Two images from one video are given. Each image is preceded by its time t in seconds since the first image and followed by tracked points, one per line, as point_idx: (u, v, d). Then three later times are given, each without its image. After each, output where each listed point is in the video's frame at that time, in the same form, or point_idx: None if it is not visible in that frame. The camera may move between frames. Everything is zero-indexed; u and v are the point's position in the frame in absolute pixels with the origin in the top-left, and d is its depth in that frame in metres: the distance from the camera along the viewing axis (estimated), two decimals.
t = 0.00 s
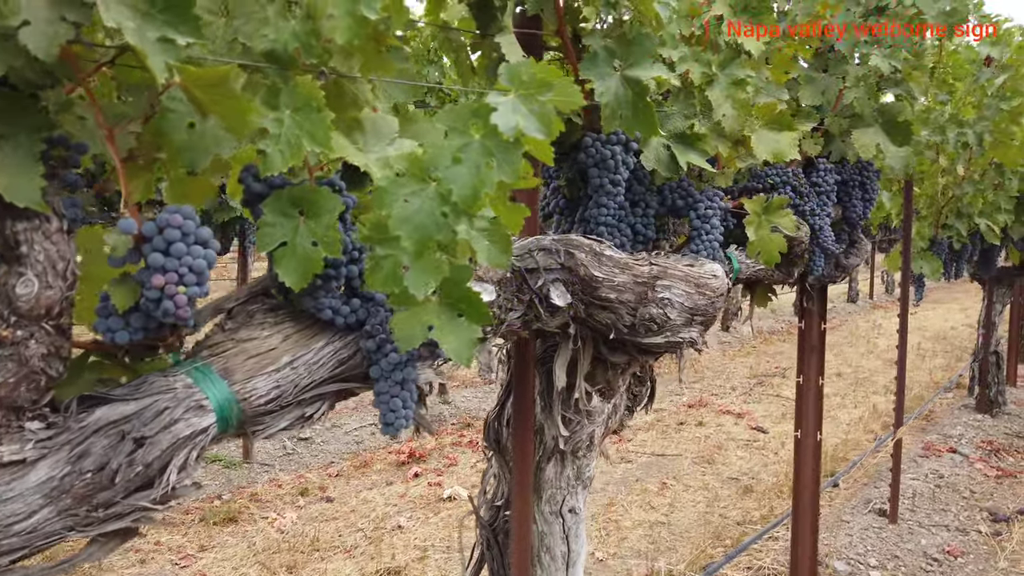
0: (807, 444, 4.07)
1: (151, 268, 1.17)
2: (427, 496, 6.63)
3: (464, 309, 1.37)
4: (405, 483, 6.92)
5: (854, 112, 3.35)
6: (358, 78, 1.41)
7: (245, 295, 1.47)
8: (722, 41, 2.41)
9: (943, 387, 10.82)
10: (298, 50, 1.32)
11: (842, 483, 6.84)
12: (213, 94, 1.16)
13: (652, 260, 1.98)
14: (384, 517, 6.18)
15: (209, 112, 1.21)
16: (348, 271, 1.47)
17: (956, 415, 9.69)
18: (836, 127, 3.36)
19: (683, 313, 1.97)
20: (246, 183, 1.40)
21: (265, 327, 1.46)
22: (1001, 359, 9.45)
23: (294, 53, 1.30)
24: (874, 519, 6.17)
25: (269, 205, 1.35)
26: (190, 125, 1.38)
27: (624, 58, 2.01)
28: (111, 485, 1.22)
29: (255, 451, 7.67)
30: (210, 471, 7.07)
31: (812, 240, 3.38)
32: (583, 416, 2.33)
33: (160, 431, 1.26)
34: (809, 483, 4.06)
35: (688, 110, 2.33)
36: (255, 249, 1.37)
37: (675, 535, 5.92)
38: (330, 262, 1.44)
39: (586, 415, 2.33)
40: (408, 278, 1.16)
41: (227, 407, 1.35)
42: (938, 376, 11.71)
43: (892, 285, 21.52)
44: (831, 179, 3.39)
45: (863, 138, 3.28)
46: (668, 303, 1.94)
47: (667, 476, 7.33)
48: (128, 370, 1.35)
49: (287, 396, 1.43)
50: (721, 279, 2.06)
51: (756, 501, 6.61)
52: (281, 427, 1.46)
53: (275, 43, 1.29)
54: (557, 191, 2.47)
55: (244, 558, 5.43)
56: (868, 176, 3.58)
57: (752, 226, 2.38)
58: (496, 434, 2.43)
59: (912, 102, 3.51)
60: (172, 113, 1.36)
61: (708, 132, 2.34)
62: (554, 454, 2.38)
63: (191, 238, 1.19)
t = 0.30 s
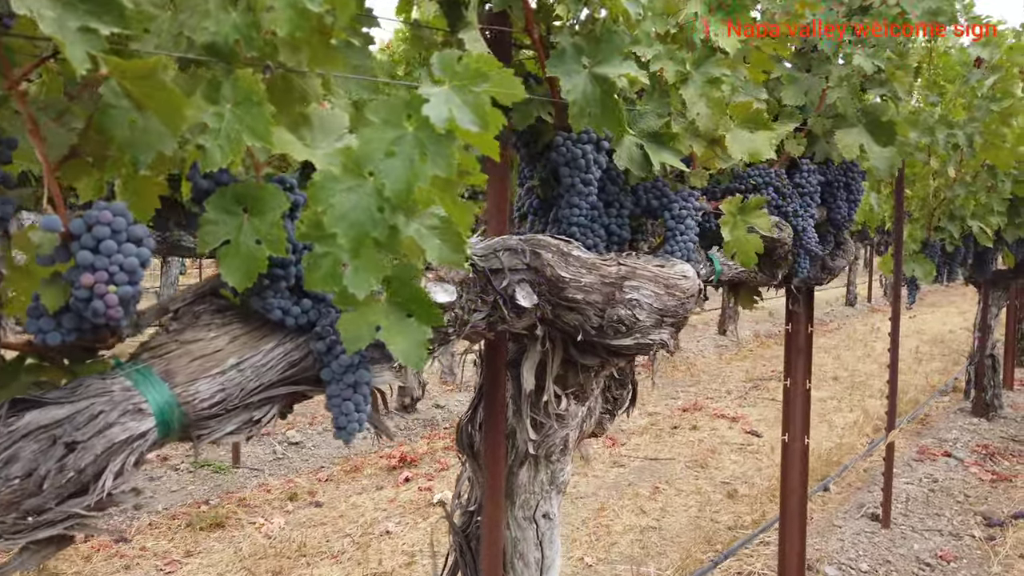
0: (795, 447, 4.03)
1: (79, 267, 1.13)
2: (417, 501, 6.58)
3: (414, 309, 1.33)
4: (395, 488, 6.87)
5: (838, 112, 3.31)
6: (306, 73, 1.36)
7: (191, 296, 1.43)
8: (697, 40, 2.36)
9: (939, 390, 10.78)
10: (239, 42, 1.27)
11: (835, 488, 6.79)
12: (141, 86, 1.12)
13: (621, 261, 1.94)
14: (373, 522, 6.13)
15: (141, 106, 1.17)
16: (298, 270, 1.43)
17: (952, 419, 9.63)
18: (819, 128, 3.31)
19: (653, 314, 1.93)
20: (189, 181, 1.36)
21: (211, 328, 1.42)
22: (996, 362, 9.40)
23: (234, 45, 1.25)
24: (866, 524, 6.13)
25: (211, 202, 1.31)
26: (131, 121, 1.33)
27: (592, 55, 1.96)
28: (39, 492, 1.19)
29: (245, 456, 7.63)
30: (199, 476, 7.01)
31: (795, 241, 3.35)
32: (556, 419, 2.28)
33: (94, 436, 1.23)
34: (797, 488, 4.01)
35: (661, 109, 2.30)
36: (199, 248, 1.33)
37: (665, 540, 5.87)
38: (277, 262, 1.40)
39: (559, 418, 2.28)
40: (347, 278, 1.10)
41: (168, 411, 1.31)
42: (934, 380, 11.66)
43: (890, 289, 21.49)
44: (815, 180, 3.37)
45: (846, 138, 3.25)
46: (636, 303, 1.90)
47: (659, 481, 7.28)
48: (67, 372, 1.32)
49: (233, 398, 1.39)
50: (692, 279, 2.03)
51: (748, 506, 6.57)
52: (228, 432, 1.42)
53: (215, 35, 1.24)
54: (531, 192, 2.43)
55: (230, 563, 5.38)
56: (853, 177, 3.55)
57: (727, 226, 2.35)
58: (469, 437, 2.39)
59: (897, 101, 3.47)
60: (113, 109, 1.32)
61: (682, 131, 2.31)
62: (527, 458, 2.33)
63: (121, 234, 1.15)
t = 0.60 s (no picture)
0: (787, 438, 3.98)
1: (17, 227, 1.09)
2: (409, 496, 6.53)
3: (374, 275, 1.28)
4: (388, 483, 6.82)
5: (829, 96, 3.28)
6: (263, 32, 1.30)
7: (146, 265, 1.38)
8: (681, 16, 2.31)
9: (936, 386, 10.73)
10: None
11: (830, 482, 6.74)
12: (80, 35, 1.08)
13: (599, 236, 1.90)
14: (365, 517, 6.08)
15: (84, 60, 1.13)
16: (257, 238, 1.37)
17: (950, 415, 9.58)
18: (810, 112, 3.29)
19: (631, 291, 1.88)
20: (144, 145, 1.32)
21: (166, 298, 1.37)
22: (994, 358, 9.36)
23: None
24: (861, 518, 6.08)
25: (163, 165, 1.27)
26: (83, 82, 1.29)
27: (570, 27, 1.89)
28: None
29: (237, 451, 7.58)
30: (191, 470, 6.96)
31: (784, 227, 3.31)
32: (536, 402, 2.24)
33: (37, 405, 1.19)
34: (789, 479, 3.96)
35: (644, 85, 2.23)
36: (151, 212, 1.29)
37: (659, 534, 5.82)
38: (235, 229, 1.35)
39: (540, 401, 2.24)
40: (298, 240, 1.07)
41: (119, 381, 1.26)
42: (932, 376, 11.62)
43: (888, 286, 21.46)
44: (806, 164, 3.32)
45: (837, 122, 3.20)
46: (614, 280, 1.86)
47: (654, 476, 7.23)
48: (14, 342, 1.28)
49: (188, 370, 1.34)
50: (673, 256, 1.98)
51: (743, 501, 6.52)
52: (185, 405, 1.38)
53: None
54: (511, 171, 2.37)
55: (220, 557, 5.33)
56: (844, 162, 3.51)
57: (711, 206, 2.30)
58: (448, 421, 2.34)
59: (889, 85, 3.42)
60: (63, 69, 1.27)
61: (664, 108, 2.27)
62: (508, 441, 2.29)
63: (62, 192, 1.10)
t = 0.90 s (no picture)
0: (782, 428, 3.95)
1: None
2: (405, 490, 6.50)
3: (350, 241, 1.25)
4: (383, 477, 6.79)
5: (824, 81, 3.25)
6: None
7: (119, 234, 1.35)
8: None
9: (935, 382, 10.70)
10: None
11: (827, 476, 6.71)
12: None
13: (586, 213, 1.87)
14: (360, 511, 6.06)
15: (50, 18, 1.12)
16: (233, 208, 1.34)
17: (948, 411, 9.56)
18: (805, 97, 3.25)
19: (619, 268, 1.86)
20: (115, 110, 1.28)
21: (139, 267, 1.34)
22: (993, 354, 9.32)
23: None
24: (859, 513, 6.05)
25: (133, 129, 1.23)
26: (53, 46, 1.24)
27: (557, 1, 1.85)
28: None
29: (232, 446, 7.56)
30: (185, 465, 6.94)
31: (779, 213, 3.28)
32: (524, 384, 2.22)
33: (3, 372, 1.17)
34: (783, 470, 3.92)
35: (633, 64, 2.23)
36: (121, 178, 1.26)
37: (655, 528, 5.79)
38: (210, 196, 1.32)
39: (528, 383, 2.22)
40: (271, 197, 1.06)
41: (88, 350, 1.23)
42: (930, 373, 11.59)
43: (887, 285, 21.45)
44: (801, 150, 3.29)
45: (832, 106, 3.17)
46: (601, 257, 1.83)
47: (651, 471, 7.21)
48: None
49: (161, 339, 1.31)
50: (662, 235, 1.95)
51: (739, 495, 6.49)
52: (159, 376, 1.35)
53: None
54: (500, 151, 2.34)
55: (213, 551, 5.29)
56: (840, 149, 3.48)
57: (702, 185, 2.28)
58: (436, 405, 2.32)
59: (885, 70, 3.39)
60: (32, 32, 1.22)
61: (653, 87, 2.26)
62: (496, 424, 2.27)
63: (24, 152, 1.08)
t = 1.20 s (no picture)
0: (780, 417, 3.93)
1: None
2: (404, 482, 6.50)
3: (340, 213, 1.24)
4: (382, 469, 6.79)
5: (823, 67, 3.23)
6: None
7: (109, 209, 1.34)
8: None
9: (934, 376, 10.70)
10: None
11: (826, 468, 6.71)
12: None
13: (582, 193, 1.86)
14: (359, 502, 6.05)
15: None
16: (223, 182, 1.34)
17: (948, 404, 9.56)
18: (803, 83, 3.25)
19: (614, 249, 1.85)
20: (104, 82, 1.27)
21: (129, 241, 1.33)
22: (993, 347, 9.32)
23: None
24: (857, 504, 6.05)
25: (120, 100, 1.23)
26: (41, 18, 1.24)
27: None
28: None
29: (231, 438, 7.56)
30: (184, 457, 6.94)
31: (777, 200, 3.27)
32: (520, 367, 2.21)
33: None
34: (782, 459, 3.91)
35: (629, 45, 2.23)
36: (110, 151, 1.25)
37: (655, 519, 5.79)
38: (200, 169, 1.31)
39: (523, 366, 2.21)
40: (260, 167, 1.05)
41: (78, 323, 1.22)
42: (930, 367, 11.58)
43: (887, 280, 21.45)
44: (800, 137, 3.28)
45: (830, 93, 3.16)
46: (596, 237, 1.82)
47: (650, 463, 7.21)
48: None
49: (150, 313, 1.30)
50: (658, 215, 1.94)
51: (738, 487, 6.49)
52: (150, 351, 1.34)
53: None
54: (496, 135, 2.32)
55: (211, 542, 5.29)
56: (839, 136, 3.46)
57: (699, 168, 2.28)
58: (432, 390, 2.32)
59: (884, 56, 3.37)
60: (20, 3, 1.22)
61: (649, 69, 2.27)
62: (492, 408, 2.26)
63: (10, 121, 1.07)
